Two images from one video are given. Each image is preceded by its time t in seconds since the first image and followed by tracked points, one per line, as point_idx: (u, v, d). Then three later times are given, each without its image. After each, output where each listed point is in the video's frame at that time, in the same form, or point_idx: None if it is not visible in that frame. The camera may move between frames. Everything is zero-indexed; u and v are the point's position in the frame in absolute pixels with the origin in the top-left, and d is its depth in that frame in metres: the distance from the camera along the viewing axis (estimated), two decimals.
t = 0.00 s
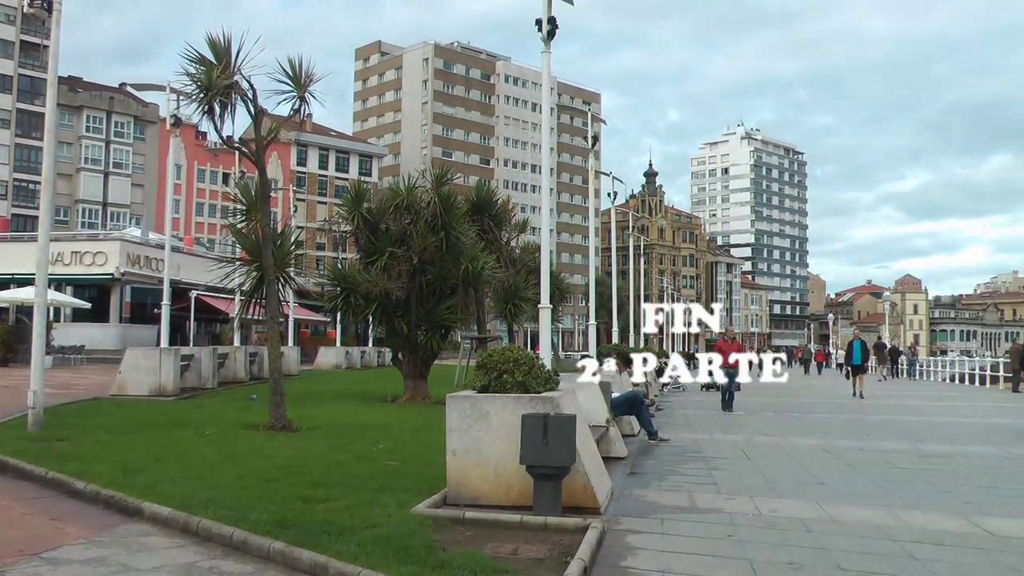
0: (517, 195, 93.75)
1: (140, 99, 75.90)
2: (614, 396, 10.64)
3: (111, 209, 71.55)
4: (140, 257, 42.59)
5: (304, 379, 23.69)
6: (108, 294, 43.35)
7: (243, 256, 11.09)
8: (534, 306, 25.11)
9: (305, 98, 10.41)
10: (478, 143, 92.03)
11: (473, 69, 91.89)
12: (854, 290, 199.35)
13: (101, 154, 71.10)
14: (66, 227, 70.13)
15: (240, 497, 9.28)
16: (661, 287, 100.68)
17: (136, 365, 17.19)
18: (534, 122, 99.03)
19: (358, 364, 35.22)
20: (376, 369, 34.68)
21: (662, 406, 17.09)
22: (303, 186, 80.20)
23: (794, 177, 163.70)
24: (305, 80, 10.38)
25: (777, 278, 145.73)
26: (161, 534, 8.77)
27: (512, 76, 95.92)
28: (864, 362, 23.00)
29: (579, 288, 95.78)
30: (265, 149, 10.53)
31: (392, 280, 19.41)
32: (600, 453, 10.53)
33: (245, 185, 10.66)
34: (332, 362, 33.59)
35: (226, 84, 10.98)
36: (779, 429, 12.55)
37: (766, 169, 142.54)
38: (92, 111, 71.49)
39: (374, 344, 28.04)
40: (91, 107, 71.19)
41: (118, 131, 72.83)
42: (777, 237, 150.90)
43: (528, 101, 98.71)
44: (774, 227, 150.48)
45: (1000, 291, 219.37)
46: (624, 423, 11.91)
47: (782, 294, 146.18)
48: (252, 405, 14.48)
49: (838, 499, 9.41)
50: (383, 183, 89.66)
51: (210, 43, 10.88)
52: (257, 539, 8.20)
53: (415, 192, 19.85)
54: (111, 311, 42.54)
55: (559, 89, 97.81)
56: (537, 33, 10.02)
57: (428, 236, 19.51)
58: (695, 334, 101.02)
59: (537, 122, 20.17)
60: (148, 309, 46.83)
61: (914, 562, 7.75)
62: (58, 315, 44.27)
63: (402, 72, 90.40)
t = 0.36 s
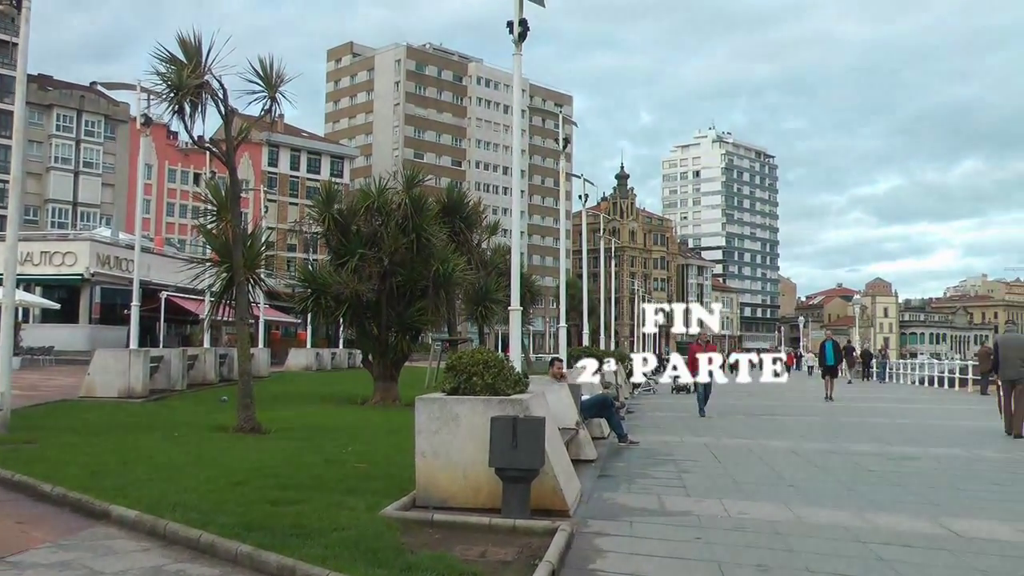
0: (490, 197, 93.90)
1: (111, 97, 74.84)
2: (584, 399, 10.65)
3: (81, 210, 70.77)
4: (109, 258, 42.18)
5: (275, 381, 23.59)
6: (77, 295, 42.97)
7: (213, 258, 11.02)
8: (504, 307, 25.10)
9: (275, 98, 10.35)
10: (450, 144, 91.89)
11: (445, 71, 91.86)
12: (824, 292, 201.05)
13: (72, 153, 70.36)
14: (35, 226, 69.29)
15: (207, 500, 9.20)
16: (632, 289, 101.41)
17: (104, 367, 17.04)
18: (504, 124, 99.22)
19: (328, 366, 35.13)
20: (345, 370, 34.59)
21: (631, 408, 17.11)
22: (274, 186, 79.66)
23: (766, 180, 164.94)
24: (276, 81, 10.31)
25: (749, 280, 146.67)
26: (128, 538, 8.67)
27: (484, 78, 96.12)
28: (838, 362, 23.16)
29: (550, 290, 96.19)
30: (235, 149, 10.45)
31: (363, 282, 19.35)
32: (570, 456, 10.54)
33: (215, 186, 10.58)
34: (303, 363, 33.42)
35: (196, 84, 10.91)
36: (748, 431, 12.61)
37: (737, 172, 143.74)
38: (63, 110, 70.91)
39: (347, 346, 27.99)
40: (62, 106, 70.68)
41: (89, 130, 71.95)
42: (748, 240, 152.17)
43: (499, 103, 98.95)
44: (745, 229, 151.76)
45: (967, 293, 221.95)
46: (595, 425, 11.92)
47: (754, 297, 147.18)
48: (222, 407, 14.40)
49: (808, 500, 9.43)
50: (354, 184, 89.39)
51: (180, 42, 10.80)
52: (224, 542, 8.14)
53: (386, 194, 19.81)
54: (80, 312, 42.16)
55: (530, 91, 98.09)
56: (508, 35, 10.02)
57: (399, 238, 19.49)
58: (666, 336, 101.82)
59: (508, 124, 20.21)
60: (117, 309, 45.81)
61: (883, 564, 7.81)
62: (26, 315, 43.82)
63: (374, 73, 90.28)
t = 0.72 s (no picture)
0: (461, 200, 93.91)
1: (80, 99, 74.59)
2: (555, 400, 10.65)
3: (50, 211, 70.30)
4: (75, 258, 41.58)
5: (246, 383, 23.46)
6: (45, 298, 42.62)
7: (184, 260, 10.95)
8: (475, 309, 25.11)
9: (246, 99, 10.29)
10: (422, 147, 91.59)
11: (417, 73, 91.73)
12: (794, 295, 202.86)
13: (41, 154, 69.65)
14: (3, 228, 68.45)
15: (177, 502, 9.11)
16: (603, 292, 102.07)
17: (74, 371, 16.91)
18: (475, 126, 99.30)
19: (300, 369, 34.95)
20: (318, 373, 34.43)
21: (602, 410, 17.15)
22: (246, 188, 78.89)
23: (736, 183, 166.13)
24: (247, 81, 10.26)
25: (720, 282, 147.58)
26: (95, 543, 8.55)
27: (455, 80, 96.17)
28: (807, 365, 23.33)
29: (521, 292, 96.51)
30: (205, 150, 10.37)
31: (334, 283, 19.28)
32: (541, 457, 10.53)
33: (185, 187, 10.51)
34: (274, 366, 33.28)
35: (166, 85, 10.84)
36: (717, 432, 12.68)
37: (709, 174, 144.78)
38: (32, 110, 69.91)
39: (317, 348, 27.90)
40: (31, 106, 69.65)
41: (58, 131, 71.42)
42: (719, 242, 153.13)
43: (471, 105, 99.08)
44: (717, 231, 152.74)
45: (934, 295, 225.01)
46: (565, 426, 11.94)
47: (725, 298, 148.12)
48: (192, 409, 14.31)
49: (777, 500, 9.47)
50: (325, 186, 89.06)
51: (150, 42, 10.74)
52: (193, 544, 8.08)
53: (357, 196, 19.78)
54: (49, 315, 41.81)
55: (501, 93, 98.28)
56: (479, 36, 10.03)
57: (370, 239, 19.48)
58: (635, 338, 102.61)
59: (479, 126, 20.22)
60: (88, 313, 44.24)
61: (852, 563, 7.87)
62: None
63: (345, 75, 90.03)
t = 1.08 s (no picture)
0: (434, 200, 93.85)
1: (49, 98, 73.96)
2: (525, 402, 10.63)
3: (19, 213, 69.42)
4: (42, 259, 40.88)
5: (217, 386, 23.36)
6: (14, 300, 42.15)
7: (153, 263, 10.89)
8: (445, 309, 25.08)
9: (215, 100, 10.22)
10: (393, 148, 91.25)
11: (388, 74, 91.40)
12: (765, 295, 204.54)
13: (9, 154, 68.86)
14: None
15: (145, 507, 9.01)
16: (575, 293, 102.51)
17: (43, 375, 16.80)
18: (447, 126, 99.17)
19: (271, 371, 34.85)
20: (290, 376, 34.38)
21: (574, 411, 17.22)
22: (217, 190, 78.09)
23: (708, 184, 167.26)
24: (216, 82, 10.19)
25: (692, 282, 148.37)
26: (61, 549, 8.45)
27: (428, 80, 96.06)
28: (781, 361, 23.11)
29: (494, 293, 96.66)
30: (174, 151, 10.28)
31: (305, 285, 19.24)
32: (512, 458, 10.52)
33: (154, 189, 10.43)
34: (245, 368, 33.10)
35: (134, 85, 10.79)
36: (687, 432, 12.72)
37: (682, 175, 145.49)
38: None
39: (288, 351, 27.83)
40: None
41: (27, 132, 70.68)
42: (691, 242, 153.86)
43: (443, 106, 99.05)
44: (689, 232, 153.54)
45: (903, 293, 227.85)
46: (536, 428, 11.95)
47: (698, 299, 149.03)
48: (163, 413, 14.21)
49: (746, 499, 9.49)
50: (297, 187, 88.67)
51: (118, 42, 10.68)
52: (160, 550, 8.00)
53: (328, 197, 19.72)
54: (19, 318, 41.33)
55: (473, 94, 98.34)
56: (449, 38, 10.03)
57: (341, 241, 19.41)
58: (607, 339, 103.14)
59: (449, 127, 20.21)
60: (58, 315, 43.86)
61: (819, 561, 7.92)
62: None
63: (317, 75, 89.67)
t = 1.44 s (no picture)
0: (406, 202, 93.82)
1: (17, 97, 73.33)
2: (493, 403, 10.61)
3: None
4: (20, 262, 40.00)
5: (190, 386, 23.59)
6: None
7: (121, 263, 10.85)
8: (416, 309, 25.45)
9: (183, 99, 10.16)
10: (365, 149, 91.28)
11: (360, 75, 91.24)
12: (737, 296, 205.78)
13: None
14: None
15: (109, 509, 8.92)
16: (547, 294, 102.88)
17: (10, 377, 16.74)
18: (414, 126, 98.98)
19: (244, 373, 34.91)
20: (262, 377, 34.50)
21: (544, 413, 17.27)
22: (188, 190, 77.38)
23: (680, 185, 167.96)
24: (184, 82, 10.14)
25: (663, 284, 148.94)
26: (23, 552, 8.32)
27: (400, 81, 95.91)
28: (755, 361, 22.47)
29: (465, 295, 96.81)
30: (143, 151, 10.21)
31: (274, 286, 19.25)
32: (480, 459, 10.54)
33: (122, 188, 10.38)
34: (216, 370, 33.16)
35: (102, 84, 10.80)
36: (657, 433, 12.73)
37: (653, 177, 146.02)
38: None
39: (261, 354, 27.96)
40: None
41: None
42: (663, 245, 154.47)
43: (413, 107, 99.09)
44: (661, 234, 154.10)
45: (874, 296, 229.97)
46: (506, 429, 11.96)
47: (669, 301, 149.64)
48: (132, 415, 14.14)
49: (712, 500, 9.50)
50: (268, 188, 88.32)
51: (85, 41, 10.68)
52: (123, 553, 7.89)
53: (297, 199, 19.69)
54: None
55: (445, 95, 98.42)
56: (418, 38, 10.06)
57: (310, 242, 19.39)
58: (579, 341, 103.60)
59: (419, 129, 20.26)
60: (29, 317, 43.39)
61: (783, 560, 7.93)
62: None
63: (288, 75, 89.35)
